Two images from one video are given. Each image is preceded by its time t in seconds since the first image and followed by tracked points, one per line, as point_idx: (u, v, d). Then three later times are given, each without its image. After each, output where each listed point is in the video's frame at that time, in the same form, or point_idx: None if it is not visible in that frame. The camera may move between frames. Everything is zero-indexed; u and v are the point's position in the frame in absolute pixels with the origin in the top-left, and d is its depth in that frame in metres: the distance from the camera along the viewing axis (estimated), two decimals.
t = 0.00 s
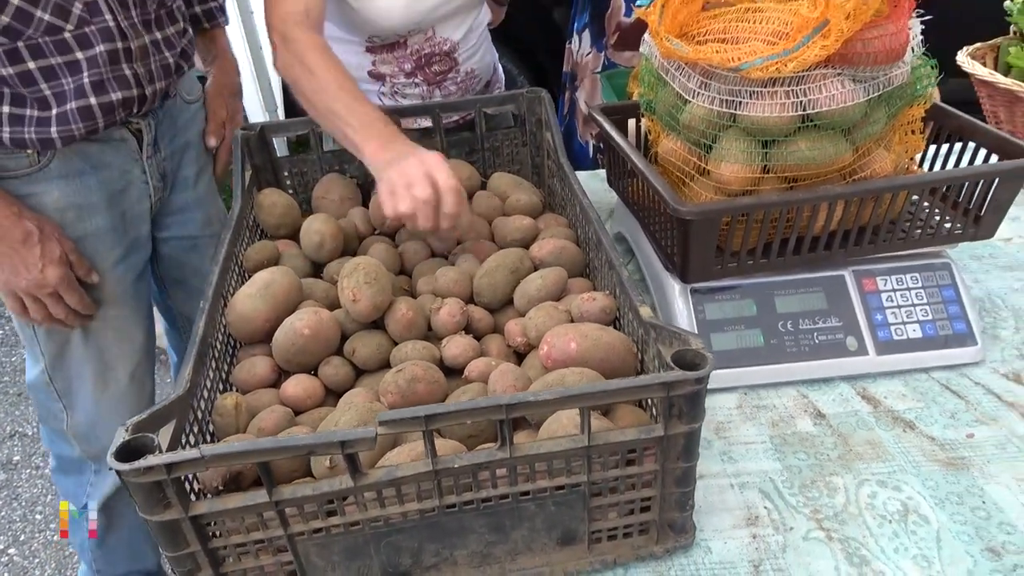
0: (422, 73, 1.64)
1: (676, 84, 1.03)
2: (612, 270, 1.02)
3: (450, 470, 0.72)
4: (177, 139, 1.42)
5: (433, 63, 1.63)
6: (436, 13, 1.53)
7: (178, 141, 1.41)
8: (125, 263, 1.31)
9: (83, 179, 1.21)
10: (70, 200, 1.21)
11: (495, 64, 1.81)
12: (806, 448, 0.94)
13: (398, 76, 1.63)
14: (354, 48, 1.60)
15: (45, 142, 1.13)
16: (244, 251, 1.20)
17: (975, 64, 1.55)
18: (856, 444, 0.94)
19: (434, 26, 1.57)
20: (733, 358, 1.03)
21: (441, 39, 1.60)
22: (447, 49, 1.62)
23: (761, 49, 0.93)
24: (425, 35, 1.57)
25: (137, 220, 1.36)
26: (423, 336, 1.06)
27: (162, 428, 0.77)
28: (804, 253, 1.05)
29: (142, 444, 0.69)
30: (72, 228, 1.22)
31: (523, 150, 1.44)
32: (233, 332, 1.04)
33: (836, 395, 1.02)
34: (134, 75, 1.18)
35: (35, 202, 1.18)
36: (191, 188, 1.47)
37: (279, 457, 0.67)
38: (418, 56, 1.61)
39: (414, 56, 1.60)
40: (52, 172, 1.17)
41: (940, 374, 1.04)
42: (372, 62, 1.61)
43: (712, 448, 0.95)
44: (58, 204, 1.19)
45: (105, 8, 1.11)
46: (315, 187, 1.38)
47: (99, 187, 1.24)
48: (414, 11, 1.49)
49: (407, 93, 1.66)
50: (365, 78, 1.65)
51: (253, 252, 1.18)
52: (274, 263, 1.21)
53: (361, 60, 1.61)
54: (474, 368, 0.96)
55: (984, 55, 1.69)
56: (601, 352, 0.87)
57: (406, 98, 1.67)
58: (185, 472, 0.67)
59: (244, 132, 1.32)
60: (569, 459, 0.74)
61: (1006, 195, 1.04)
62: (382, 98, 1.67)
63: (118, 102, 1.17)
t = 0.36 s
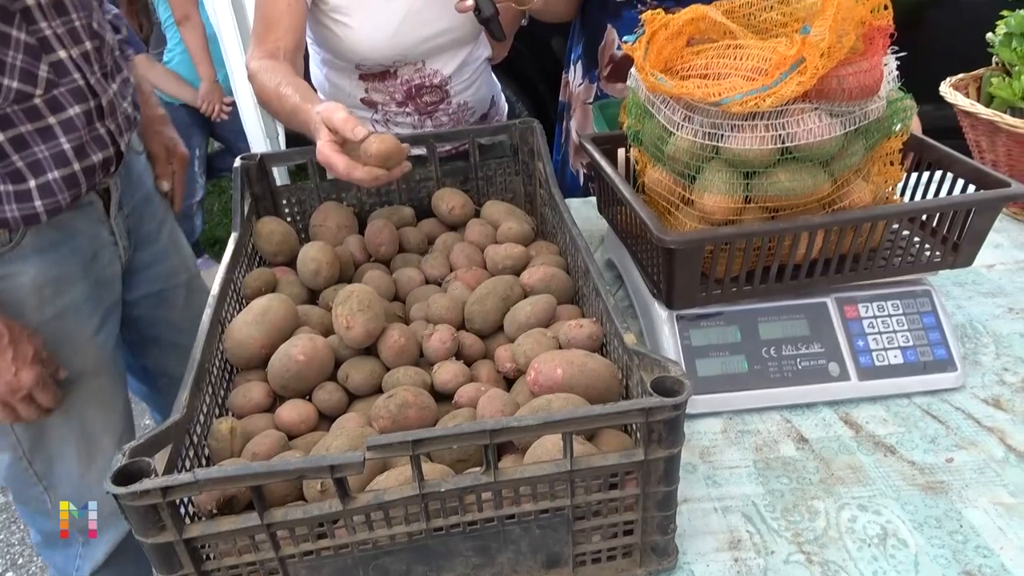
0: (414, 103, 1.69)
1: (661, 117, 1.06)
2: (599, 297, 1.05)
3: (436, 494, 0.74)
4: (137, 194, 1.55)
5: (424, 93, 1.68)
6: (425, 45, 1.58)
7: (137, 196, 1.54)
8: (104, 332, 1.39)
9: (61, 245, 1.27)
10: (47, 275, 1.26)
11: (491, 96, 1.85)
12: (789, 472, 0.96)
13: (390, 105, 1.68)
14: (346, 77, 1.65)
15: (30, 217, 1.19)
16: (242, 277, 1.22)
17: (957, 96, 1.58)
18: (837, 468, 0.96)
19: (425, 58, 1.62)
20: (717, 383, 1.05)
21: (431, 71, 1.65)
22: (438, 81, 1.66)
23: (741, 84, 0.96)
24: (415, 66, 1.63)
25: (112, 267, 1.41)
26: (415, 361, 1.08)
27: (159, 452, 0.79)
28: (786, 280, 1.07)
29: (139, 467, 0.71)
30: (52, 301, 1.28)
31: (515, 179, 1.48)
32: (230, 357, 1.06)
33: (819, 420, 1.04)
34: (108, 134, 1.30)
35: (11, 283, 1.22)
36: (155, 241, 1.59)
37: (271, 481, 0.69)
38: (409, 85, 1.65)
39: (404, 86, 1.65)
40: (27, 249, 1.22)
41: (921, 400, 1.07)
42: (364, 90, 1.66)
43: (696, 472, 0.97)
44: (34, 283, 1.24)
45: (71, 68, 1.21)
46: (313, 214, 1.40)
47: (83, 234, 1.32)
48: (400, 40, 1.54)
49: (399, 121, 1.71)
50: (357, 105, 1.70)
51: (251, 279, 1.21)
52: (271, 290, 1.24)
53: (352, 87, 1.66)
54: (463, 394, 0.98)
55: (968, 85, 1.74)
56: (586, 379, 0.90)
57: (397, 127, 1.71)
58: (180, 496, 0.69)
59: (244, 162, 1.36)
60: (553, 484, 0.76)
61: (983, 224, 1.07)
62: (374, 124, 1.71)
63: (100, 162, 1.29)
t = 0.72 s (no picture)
0: (415, 174, 1.71)
1: (646, 196, 1.09)
2: (588, 375, 1.06)
3: None
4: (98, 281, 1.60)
5: (425, 164, 1.70)
6: (427, 121, 1.62)
7: (98, 280, 1.59)
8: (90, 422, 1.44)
9: (43, 337, 1.33)
10: (36, 368, 1.32)
11: (490, 165, 1.87)
12: (779, 553, 0.96)
13: (392, 176, 1.70)
14: (351, 150, 1.68)
15: (31, 311, 1.27)
16: (236, 352, 1.23)
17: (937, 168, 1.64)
18: (827, 549, 0.96)
19: (427, 132, 1.65)
20: (706, 460, 1.06)
21: (433, 143, 1.67)
22: (439, 153, 1.69)
23: (723, 168, 0.99)
24: (417, 139, 1.65)
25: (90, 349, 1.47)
26: (406, 439, 1.08)
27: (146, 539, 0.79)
28: (773, 356, 1.09)
29: (125, 558, 0.71)
30: (43, 394, 1.33)
31: (507, 252, 1.50)
32: (221, 435, 1.06)
33: (809, 497, 1.05)
34: (89, 219, 1.39)
35: (3, 380, 1.27)
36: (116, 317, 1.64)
37: (255, 573, 0.69)
38: (411, 157, 1.67)
39: (406, 158, 1.67)
40: (16, 345, 1.28)
41: (912, 476, 1.07)
42: (367, 162, 1.68)
43: (686, 554, 0.97)
44: (25, 377, 1.30)
45: (51, 161, 1.30)
46: (308, 287, 1.42)
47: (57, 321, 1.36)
48: (404, 118, 1.59)
49: (400, 191, 1.73)
50: (359, 175, 1.72)
51: (245, 354, 1.22)
52: (264, 365, 1.25)
53: (355, 159, 1.69)
54: (453, 474, 0.98)
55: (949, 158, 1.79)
56: (574, 460, 0.90)
57: (399, 197, 1.74)
58: None
59: (241, 236, 1.38)
60: (540, 572, 0.76)
61: (965, 300, 1.09)
62: (375, 194, 1.73)
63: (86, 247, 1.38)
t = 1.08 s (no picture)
0: (412, 255, 1.72)
1: (636, 284, 1.10)
2: (580, 465, 1.06)
3: None
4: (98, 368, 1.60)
5: (422, 246, 1.71)
6: (427, 204, 1.65)
7: (99, 369, 1.60)
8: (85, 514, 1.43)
9: (44, 429, 1.33)
10: (37, 462, 1.31)
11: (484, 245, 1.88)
12: None
13: (390, 257, 1.71)
14: (351, 232, 1.69)
15: (27, 396, 1.26)
16: (226, 439, 1.22)
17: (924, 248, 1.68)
18: None
19: (426, 216, 1.67)
20: (702, 553, 1.04)
21: (431, 226, 1.69)
22: (436, 235, 1.71)
23: (710, 259, 1.01)
24: (415, 223, 1.67)
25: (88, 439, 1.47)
26: (396, 533, 1.06)
27: None
28: (766, 445, 1.08)
29: None
30: (42, 490, 1.32)
31: (501, 333, 1.51)
32: (208, 530, 1.04)
33: None
34: (84, 298, 1.39)
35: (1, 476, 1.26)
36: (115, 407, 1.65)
37: None
38: (409, 240, 1.69)
39: (405, 241, 1.69)
40: (16, 437, 1.28)
41: (911, 568, 1.05)
42: (366, 244, 1.69)
43: None
44: (25, 473, 1.29)
45: (45, 242, 1.31)
46: (301, 370, 1.42)
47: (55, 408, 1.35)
48: (406, 202, 1.61)
49: (397, 273, 1.74)
50: (357, 257, 1.73)
51: (235, 442, 1.20)
52: (254, 453, 1.23)
53: (355, 241, 1.70)
54: (443, 571, 0.96)
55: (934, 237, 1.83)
56: (566, 558, 0.89)
57: (396, 278, 1.74)
58: None
59: (235, 321, 1.38)
60: None
61: (956, 387, 1.09)
62: (373, 275, 1.74)
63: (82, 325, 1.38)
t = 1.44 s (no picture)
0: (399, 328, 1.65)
1: (630, 366, 1.09)
2: (575, 556, 1.03)
3: None
4: (67, 443, 1.58)
5: (411, 320, 1.64)
6: (417, 277, 1.58)
7: (69, 442, 1.58)
8: None
9: (16, 506, 1.29)
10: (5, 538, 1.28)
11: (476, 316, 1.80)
12: None
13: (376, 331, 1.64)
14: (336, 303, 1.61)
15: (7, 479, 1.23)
16: (212, 524, 1.19)
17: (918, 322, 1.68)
18: None
19: (414, 288, 1.61)
20: None
21: (417, 300, 1.63)
22: (424, 310, 1.64)
23: (703, 344, 1.00)
24: (403, 296, 1.61)
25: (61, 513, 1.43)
26: None
27: None
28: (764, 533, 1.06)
29: None
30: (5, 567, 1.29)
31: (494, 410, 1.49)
32: None
33: None
34: (68, 381, 1.37)
35: None
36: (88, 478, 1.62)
37: None
38: (397, 314, 1.63)
39: (392, 314, 1.62)
40: None
41: None
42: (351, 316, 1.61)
43: None
44: None
45: (38, 325, 1.30)
46: (290, 450, 1.40)
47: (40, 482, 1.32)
48: (395, 275, 1.55)
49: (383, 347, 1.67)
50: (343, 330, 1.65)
51: (220, 528, 1.17)
52: (239, 540, 1.20)
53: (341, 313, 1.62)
54: None
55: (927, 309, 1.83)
56: None
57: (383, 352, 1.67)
58: None
59: (225, 399, 1.36)
60: None
61: (955, 473, 1.08)
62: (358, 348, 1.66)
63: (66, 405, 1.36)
